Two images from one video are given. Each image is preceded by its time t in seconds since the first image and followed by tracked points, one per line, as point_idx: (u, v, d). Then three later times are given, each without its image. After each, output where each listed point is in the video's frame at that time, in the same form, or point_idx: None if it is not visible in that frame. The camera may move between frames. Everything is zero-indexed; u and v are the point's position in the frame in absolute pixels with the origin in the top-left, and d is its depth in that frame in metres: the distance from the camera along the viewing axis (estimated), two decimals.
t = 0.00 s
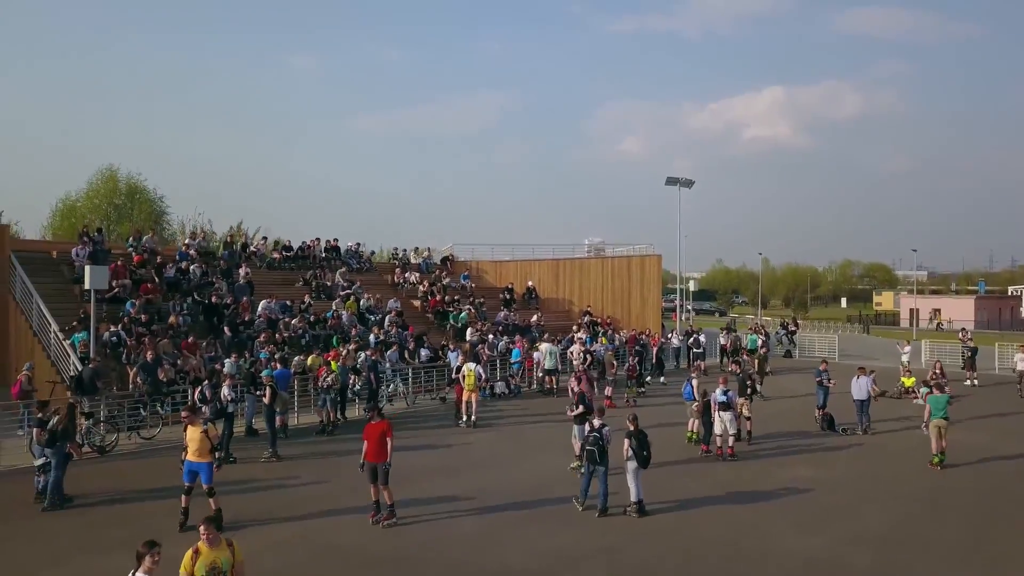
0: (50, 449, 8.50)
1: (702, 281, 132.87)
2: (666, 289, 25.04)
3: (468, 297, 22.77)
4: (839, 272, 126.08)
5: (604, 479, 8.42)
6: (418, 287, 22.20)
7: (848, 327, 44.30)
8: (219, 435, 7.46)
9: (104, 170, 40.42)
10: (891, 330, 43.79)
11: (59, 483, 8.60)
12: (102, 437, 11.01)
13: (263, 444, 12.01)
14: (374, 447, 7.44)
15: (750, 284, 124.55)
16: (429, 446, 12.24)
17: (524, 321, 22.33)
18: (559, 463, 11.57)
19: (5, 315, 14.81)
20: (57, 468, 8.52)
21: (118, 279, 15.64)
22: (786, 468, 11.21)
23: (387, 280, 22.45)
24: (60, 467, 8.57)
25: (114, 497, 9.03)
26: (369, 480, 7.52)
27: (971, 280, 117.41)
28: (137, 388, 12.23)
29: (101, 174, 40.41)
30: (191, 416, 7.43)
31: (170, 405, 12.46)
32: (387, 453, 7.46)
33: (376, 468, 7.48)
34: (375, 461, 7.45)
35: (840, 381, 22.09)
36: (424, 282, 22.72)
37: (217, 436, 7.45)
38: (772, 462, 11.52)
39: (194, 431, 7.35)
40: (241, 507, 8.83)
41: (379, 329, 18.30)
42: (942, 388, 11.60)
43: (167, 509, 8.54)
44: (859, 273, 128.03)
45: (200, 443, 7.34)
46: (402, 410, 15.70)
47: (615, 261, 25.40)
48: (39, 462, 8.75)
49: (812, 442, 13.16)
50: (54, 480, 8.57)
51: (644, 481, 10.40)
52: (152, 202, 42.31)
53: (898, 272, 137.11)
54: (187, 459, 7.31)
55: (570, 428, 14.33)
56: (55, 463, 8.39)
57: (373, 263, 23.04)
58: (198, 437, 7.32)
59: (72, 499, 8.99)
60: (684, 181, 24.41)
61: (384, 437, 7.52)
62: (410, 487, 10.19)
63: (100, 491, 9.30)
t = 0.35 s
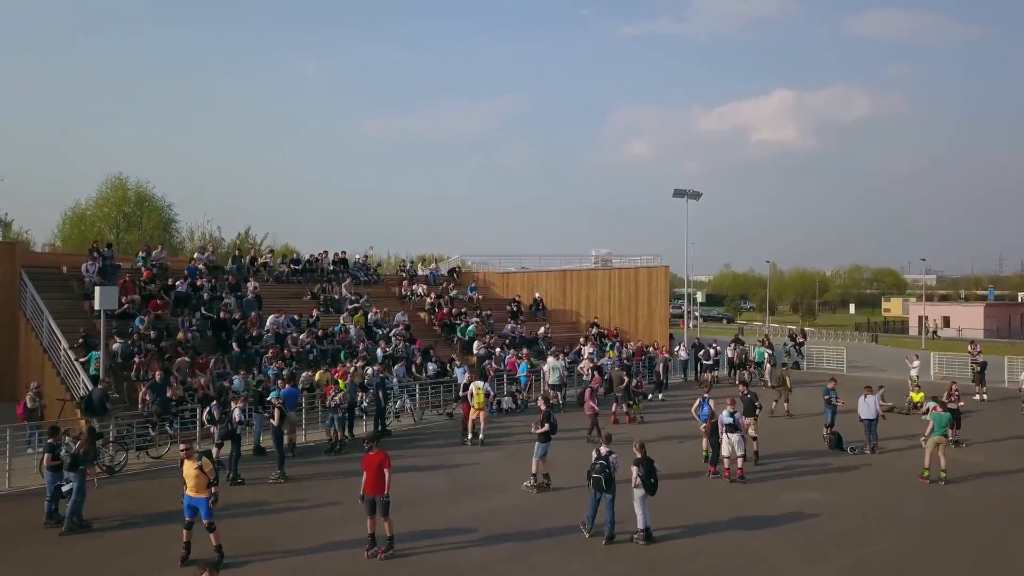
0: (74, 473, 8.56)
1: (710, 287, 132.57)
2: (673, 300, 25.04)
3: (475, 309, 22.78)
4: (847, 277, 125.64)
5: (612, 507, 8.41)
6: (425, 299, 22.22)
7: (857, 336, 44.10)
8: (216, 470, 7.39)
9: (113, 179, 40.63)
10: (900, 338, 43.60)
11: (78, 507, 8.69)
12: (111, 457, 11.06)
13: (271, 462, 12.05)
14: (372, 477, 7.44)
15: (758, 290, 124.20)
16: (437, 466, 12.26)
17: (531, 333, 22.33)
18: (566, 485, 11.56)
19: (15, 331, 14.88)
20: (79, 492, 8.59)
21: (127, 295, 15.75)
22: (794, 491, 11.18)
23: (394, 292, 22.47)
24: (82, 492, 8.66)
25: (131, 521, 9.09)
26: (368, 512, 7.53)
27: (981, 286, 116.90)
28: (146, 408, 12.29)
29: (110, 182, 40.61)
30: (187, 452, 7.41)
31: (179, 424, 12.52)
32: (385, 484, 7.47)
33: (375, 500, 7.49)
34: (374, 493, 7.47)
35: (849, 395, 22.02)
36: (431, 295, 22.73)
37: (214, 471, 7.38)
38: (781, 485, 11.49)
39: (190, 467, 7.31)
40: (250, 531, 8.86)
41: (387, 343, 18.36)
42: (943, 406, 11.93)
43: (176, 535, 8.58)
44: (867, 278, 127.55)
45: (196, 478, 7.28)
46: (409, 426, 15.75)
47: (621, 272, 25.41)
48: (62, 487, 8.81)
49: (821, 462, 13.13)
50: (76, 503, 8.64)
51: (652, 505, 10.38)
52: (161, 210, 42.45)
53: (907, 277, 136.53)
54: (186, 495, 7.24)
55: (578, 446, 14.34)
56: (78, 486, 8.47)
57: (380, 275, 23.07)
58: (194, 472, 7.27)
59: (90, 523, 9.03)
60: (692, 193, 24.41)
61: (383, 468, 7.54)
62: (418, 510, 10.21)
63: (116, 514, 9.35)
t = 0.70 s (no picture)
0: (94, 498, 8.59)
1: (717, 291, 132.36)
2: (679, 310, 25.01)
3: (481, 321, 22.82)
4: (854, 282, 125.29)
5: (614, 536, 8.43)
6: (431, 312, 22.25)
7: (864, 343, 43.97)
8: (212, 508, 7.39)
9: (122, 188, 40.83)
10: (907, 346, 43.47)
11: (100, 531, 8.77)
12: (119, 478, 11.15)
13: (276, 483, 12.12)
14: (372, 509, 7.51)
15: (765, 294, 123.92)
16: (442, 487, 12.31)
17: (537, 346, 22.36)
18: (570, 507, 11.58)
19: (22, 349, 15.02)
20: (100, 515, 8.67)
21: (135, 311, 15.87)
22: (797, 514, 11.18)
23: (400, 304, 22.52)
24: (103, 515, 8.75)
25: (149, 545, 9.17)
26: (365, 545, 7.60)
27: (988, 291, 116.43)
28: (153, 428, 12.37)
29: (118, 191, 40.83)
30: (183, 489, 7.42)
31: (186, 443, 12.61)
32: (383, 517, 7.55)
33: (372, 533, 7.56)
34: (371, 526, 7.55)
35: (855, 409, 21.97)
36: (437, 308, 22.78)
37: (210, 509, 7.38)
38: (784, 508, 11.48)
39: (186, 504, 7.33)
40: (255, 556, 8.91)
41: (393, 358, 18.46)
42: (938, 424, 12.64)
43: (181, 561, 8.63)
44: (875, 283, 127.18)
45: (192, 515, 7.29)
46: (415, 442, 15.81)
47: (627, 283, 25.40)
48: (84, 511, 8.87)
49: (825, 483, 13.11)
50: (98, 527, 8.71)
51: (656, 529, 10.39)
52: (169, 218, 42.63)
53: (914, 282, 136.12)
54: (182, 533, 7.25)
55: (582, 464, 14.37)
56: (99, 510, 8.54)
57: (387, 287, 23.13)
58: (189, 509, 7.28)
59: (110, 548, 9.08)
60: (698, 205, 24.39)
61: (382, 500, 7.61)
62: (421, 534, 10.24)
63: (135, 538, 9.43)
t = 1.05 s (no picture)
0: (105, 539, 8.81)
1: (723, 297, 132.04)
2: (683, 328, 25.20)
3: (484, 340, 22.85)
4: (860, 287, 124.95)
5: None
6: (434, 330, 22.28)
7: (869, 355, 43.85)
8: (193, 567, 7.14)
9: (128, 199, 40.84)
10: (913, 358, 43.35)
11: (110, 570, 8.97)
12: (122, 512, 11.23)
13: (278, 514, 12.16)
14: (367, 561, 7.56)
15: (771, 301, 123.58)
16: (443, 518, 12.34)
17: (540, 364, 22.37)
18: (570, 539, 11.59)
19: (28, 376, 15.13)
20: (111, 556, 8.91)
21: (140, 336, 15.94)
22: (798, 549, 11.19)
23: (403, 322, 22.56)
24: (112, 556, 8.95)
25: None
26: None
27: (995, 298, 116.02)
28: (155, 460, 12.45)
29: (125, 202, 40.83)
30: (158, 555, 7.16)
31: (189, 474, 12.68)
32: (379, 567, 7.62)
33: None
34: None
35: (859, 429, 21.91)
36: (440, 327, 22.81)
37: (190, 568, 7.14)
38: (785, 543, 11.48)
39: (167, 567, 7.09)
40: None
41: (395, 380, 18.53)
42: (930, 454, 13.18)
43: None
44: (882, 290, 126.87)
45: None
46: (417, 468, 15.83)
47: (631, 300, 25.48)
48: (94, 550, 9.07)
49: (827, 514, 13.12)
50: (108, 568, 8.92)
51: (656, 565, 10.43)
52: (176, 229, 42.63)
53: (921, 288, 135.69)
54: None
55: (584, 492, 14.37)
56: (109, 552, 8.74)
57: (390, 305, 23.17)
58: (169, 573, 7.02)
59: None
60: (701, 223, 24.40)
61: (377, 550, 7.65)
62: (422, 569, 10.30)
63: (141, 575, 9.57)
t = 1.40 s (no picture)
0: None
1: (730, 302, 131.55)
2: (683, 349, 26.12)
3: (487, 363, 22.86)
4: (868, 293, 124.45)
5: None
6: (437, 354, 22.26)
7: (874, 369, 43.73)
8: None
9: (135, 212, 40.71)
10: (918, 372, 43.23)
11: None
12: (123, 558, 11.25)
13: (279, 558, 12.17)
14: None
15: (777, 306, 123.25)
16: (443, 561, 12.31)
17: (543, 388, 22.38)
18: None
19: (31, 410, 15.16)
20: None
21: (143, 368, 15.98)
22: None
23: (406, 346, 22.54)
24: None
25: None
26: None
27: (1003, 306, 115.50)
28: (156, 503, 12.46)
29: (131, 214, 40.68)
30: None
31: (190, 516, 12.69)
32: None
33: None
34: None
35: (863, 453, 21.84)
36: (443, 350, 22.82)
37: None
38: None
39: None
40: None
41: (397, 409, 18.52)
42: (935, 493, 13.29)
43: None
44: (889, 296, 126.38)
45: None
46: (418, 501, 15.82)
47: (634, 322, 25.64)
48: None
49: (828, 555, 13.07)
50: None
51: None
52: (182, 241, 42.49)
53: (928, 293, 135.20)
54: None
55: (585, 528, 14.35)
56: None
57: (393, 328, 23.17)
58: None
59: None
60: (704, 245, 24.39)
61: None
62: None
63: None
